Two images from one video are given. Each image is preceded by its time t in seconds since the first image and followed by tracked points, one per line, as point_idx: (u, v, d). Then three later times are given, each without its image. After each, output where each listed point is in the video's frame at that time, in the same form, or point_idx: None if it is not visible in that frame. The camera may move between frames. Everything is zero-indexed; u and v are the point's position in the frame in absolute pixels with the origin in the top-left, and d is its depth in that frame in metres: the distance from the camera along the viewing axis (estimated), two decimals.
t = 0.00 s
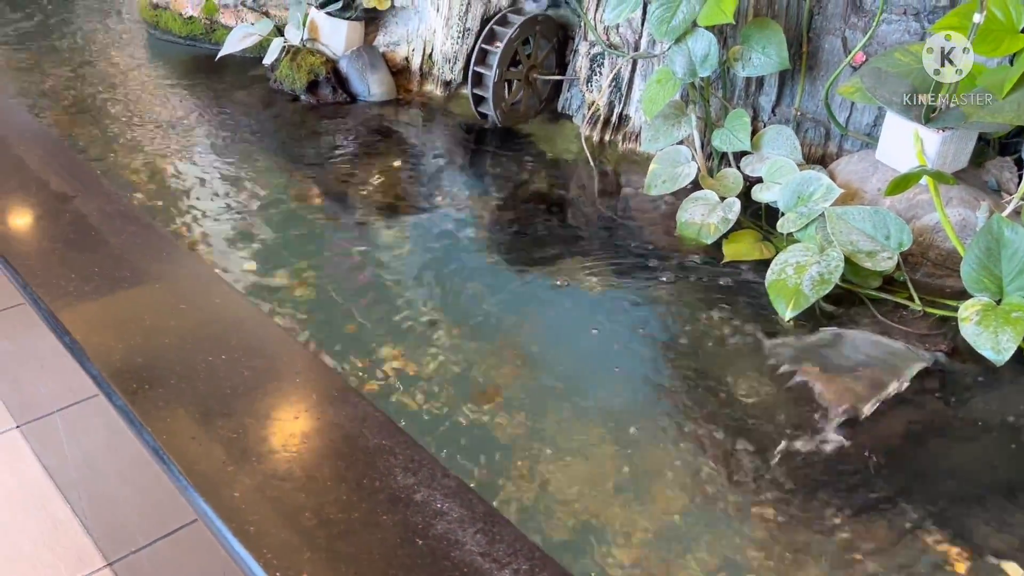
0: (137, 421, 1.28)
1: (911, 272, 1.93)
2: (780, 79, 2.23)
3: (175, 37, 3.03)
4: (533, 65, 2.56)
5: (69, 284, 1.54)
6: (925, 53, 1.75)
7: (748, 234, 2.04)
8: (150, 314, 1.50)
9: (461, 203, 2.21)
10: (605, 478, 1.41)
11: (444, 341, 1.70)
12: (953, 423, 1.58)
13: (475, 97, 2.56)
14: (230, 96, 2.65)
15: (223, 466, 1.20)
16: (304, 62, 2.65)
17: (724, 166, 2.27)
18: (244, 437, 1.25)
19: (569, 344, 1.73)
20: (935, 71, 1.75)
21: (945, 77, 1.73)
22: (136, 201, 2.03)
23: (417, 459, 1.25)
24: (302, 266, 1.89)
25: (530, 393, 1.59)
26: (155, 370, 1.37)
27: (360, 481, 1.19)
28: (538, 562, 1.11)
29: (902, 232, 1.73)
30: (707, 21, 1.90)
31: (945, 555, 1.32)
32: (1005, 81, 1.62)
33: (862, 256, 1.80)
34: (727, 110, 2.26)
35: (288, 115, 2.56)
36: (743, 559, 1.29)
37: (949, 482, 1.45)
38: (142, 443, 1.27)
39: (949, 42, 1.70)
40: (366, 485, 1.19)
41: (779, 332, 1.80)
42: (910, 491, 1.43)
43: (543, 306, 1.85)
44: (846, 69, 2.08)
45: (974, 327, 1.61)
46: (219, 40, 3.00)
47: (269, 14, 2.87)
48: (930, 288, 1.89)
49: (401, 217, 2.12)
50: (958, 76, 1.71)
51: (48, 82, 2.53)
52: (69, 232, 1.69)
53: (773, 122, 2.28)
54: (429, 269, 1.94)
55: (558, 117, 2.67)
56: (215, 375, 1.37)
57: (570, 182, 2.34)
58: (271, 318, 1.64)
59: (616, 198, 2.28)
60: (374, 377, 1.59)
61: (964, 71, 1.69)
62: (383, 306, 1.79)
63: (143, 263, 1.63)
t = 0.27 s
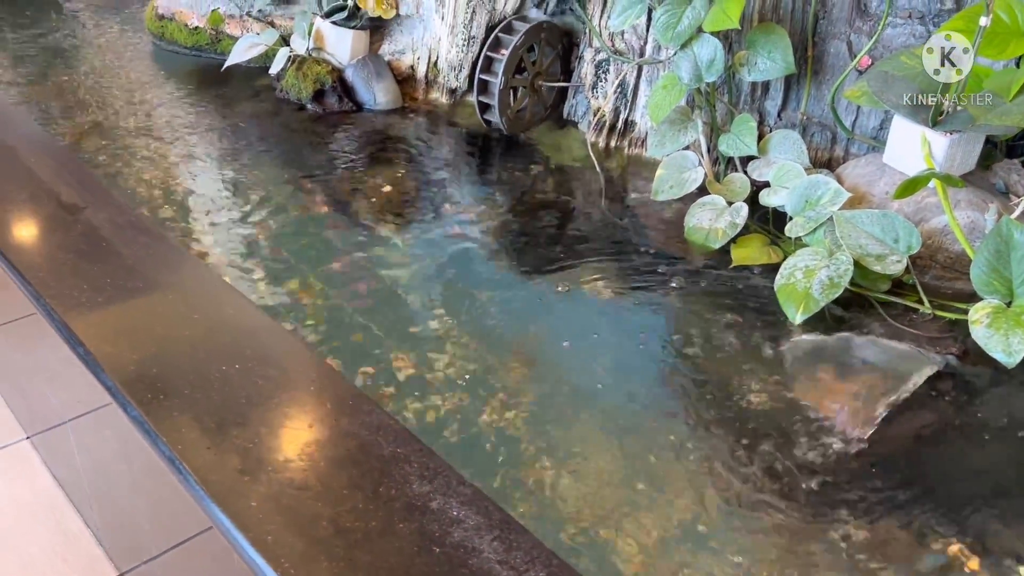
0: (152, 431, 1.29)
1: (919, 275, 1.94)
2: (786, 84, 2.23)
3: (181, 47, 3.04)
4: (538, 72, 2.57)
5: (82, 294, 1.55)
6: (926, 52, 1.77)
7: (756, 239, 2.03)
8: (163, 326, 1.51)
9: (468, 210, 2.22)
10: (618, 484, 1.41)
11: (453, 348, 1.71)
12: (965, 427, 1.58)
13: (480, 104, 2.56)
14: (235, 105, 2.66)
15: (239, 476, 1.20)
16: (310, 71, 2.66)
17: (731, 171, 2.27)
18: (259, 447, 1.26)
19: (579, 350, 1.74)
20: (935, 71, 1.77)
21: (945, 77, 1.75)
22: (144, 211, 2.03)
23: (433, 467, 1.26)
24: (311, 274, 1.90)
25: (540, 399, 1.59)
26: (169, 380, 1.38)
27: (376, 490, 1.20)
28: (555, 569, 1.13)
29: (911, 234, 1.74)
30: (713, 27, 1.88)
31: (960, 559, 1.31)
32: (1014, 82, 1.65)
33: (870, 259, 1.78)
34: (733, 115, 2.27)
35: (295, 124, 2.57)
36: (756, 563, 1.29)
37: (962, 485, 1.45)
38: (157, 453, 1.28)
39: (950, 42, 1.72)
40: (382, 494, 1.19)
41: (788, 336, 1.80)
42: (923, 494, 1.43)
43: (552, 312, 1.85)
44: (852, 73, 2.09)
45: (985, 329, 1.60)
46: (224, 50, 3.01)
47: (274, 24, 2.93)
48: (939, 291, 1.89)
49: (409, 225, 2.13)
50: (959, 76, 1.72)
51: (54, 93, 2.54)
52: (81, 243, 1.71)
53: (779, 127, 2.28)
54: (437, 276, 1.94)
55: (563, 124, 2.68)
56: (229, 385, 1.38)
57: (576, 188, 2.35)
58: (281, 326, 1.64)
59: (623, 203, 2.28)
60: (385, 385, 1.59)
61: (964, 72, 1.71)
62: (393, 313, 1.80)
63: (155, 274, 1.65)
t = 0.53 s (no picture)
0: (164, 445, 1.29)
1: (926, 278, 1.94)
2: (789, 89, 2.24)
3: (184, 60, 3.05)
4: (541, 80, 2.58)
5: (91, 308, 1.56)
6: (926, 51, 1.78)
7: (762, 243, 2.04)
8: (173, 339, 1.51)
9: (473, 218, 2.22)
10: (628, 490, 1.41)
11: (461, 356, 1.71)
12: (976, 430, 1.57)
13: (484, 112, 2.57)
14: (239, 116, 2.67)
15: (251, 489, 1.21)
16: (313, 82, 2.67)
17: (735, 176, 2.27)
18: (271, 459, 1.26)
19: (587, 356, 1.74)
20: (934, 70, 1.79)
21: (945, 77, 1.77)
22: (150, 223, 2.04)
23: (445, 477, 1.26)
24: (317, 284, 1.90)
25: (549, 407, 1.59)
26: (180, 392, 1.39)
27: (389, 500, 1.20)
28: None
29: (917, 237, 1.75)
30: (715, 33, 1.88)
31: (973, 562, 1.31)
32: (1016, 84, 1.66)
33: (877, 263, 1.78)
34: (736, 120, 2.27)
35: (299, 134, 2.58)
36: (768, 568, 1.28)
37: (974, 488, 1.45)
38: (170, 466, 1.29)
39: (949, 42, 1.74)
40: (395, 505, 1.19)
41: (796, 340, 1.80)
42: (934, 497, 1.43)
43: (558, 319, 1.85)
44: (855, 77, 2.10)
45: (993, 332, 1.60)
46: (228, 62, 3.03)
47: (277, 35, 2.96)
48: (946, 294, 1.90)
49: (414, 234, 2.13)
50: (957, 77, 1.74)
51: (59, 107, 2.56)
52: (89, 257, 1.72)
53: (783, 131, 2.29)
54: (444, 284, 1.94)
55: (567, 131, 2.69)
56: (240, 398, 1.38)
57: (581, 195, 2.35)
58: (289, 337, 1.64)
59: (628, 210, 2.28)
60: (393, 393, 1.59)
61: (964, 72, 1.73)
62: (400, 321, 1.80)
63: (163, 286, 1.66)
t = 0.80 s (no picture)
0: (173, 462, 1.29)
1: (933, 281, 1.94)
2: (791, 94, 2.24)
3: (186, 73, 3.06)
4: (543, 89, 2.58)
5: (97, 324, 1.56)
6: (925, 52, 1.78)
7: (767, 249, 2.05)
8: (179, 355, 1.51)
9: (477, 227, 2.22)
10: (639, 499, 1.40)
11: (468, 367, 1.70)
12: (986, 434, 1.56)
13: (486, 121, 2.57)
14: (242, 129, 2.67)
15: (261, 505, 1.20)
16: (315, 93, 2.68)
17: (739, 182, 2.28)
18: (280, 474, 1.26)
19: (594, 365, 1.73)
20: (933, 70, 1.78)
21: (945, 77, 1.76)
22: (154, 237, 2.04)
23: (456, 490, 1.26)
24: (322, 296, 1.90)
25: (557, 416, 1.58)
26: (187, 408, 1.38)
27: (399, 514, 1.19)
28: None
29: (923, 241, 1.75)
30: (718, 38, 1.87)
31: (987, 567, 1.30)
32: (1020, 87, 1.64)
33: (883, 267, 1.78)
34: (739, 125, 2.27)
35: (301, 146, 2.58)
36: None
37: (986, 492, 1.44)
38: (179, 483, 1.28)
39: (949, 42, 1.74)
40: (406, 518, 1.19)
41: (803, 346, 1.79)
42: (947, 502, 1.42)
43: (565, 328, 1.84)
44: (857, 81, 2.10)
45: (1002, 335, 1.61)
46: (229, 74, 3.05)
47: (279, 47, 2.97)
48: (953, 297, 1.89)
49: (419, 244, 2.13)
50: (955, 78, 1.75)
51: (62, 122, 2.56)
52: (95, 272, 1.72)
53: (786, 136, 2.29)
54: (449, 294, 1.94)
55: (569, 139, 2.69)
56: (249, 413, 1.38)
57: (584, 202, 2.35)
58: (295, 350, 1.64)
59: (632, 217, 2.28)
60: (401, 405, 1.58)
61: (963, 73, 1.74)
62: (406, 332, 1.79)
63: (170, 302, 1.66)
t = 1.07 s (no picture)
0: (178, 479, 1.29)
1: (937, 283, 1.94)
2: (792, 98, 2.24)
3: (186, 87, 3.06)
4: (543, 97, 2.59)
5: (101, 341, 1.56)
6: (925, 53, 1.77)
7: (770, 253, 2.04)
8: (183, 371, 1.50)
9: (479, 236, 2.22)
10: (647, 507, 1.39)
11: (472, 377, 1.69)
12: (996, 438, 1.55)
13: (487, 130, 2.58)
14: (242, 142, 2.68)
15: (268, 522, 1.20)
16: (316, 105, 2.68)
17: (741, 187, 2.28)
18: (287, 490, 1.26)
19: (599, 373, 1.73)
20: (932, 71, 1.77)
21: (945, 77, 1.76)
22: (157, 252, 2.04)
23: (463, 503, 1.26)
24: (326, 308, 1.89)
25: (562, 425, 1.57)
26: (192, 424, 1.38)
27: (407, 529, 1.19)
28: None
29: (928, 244, 1.75)
30: (716, 44, 1.86)
31: (999, 571, 1.29)
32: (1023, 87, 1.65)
33: (887, 270, 1.77)
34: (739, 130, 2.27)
35: (303, 158, 2.59)
36: None
37: (996, 495, 1.43)
38: (185, 499, 1.28)
39: (948, 43, 1.75)
40: (413, 533, 1.19)
41: (809, 351, 1.79)
42: (957, 507, 1.41)
43: (569, 336, 1.84)
44: (858, 85, 2.10)
45: (1008, 336, 1.59)
46: (230, 88, 3.05)
47: (278, 59, 2.97)
48: (957, 298, 1.89)
49: (421, 254, 2.13)
50: (955, 79, 1.75)
51: (63, 138, 2.57)
52: (98, 289, 1.72)
53: (787, 140, 2.29)
54: (453, 304, 1.94)
55: (570, 146, 2.69)
56: (255, 429, 1.38)
57: (586, 210, 2.35)
58: (299, 363, 1.63)
59: (634, 223, 2.28)
60: (406, 416, 1.57)
61: (964, 74, 1.75)
62: (409, 343, 1.79)
63: (173, 317, 1.66)
